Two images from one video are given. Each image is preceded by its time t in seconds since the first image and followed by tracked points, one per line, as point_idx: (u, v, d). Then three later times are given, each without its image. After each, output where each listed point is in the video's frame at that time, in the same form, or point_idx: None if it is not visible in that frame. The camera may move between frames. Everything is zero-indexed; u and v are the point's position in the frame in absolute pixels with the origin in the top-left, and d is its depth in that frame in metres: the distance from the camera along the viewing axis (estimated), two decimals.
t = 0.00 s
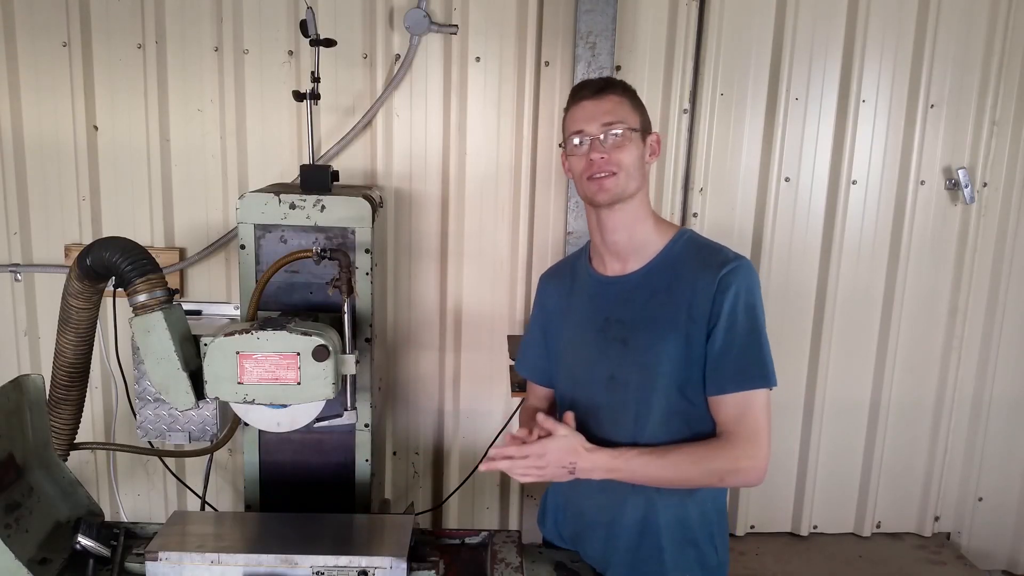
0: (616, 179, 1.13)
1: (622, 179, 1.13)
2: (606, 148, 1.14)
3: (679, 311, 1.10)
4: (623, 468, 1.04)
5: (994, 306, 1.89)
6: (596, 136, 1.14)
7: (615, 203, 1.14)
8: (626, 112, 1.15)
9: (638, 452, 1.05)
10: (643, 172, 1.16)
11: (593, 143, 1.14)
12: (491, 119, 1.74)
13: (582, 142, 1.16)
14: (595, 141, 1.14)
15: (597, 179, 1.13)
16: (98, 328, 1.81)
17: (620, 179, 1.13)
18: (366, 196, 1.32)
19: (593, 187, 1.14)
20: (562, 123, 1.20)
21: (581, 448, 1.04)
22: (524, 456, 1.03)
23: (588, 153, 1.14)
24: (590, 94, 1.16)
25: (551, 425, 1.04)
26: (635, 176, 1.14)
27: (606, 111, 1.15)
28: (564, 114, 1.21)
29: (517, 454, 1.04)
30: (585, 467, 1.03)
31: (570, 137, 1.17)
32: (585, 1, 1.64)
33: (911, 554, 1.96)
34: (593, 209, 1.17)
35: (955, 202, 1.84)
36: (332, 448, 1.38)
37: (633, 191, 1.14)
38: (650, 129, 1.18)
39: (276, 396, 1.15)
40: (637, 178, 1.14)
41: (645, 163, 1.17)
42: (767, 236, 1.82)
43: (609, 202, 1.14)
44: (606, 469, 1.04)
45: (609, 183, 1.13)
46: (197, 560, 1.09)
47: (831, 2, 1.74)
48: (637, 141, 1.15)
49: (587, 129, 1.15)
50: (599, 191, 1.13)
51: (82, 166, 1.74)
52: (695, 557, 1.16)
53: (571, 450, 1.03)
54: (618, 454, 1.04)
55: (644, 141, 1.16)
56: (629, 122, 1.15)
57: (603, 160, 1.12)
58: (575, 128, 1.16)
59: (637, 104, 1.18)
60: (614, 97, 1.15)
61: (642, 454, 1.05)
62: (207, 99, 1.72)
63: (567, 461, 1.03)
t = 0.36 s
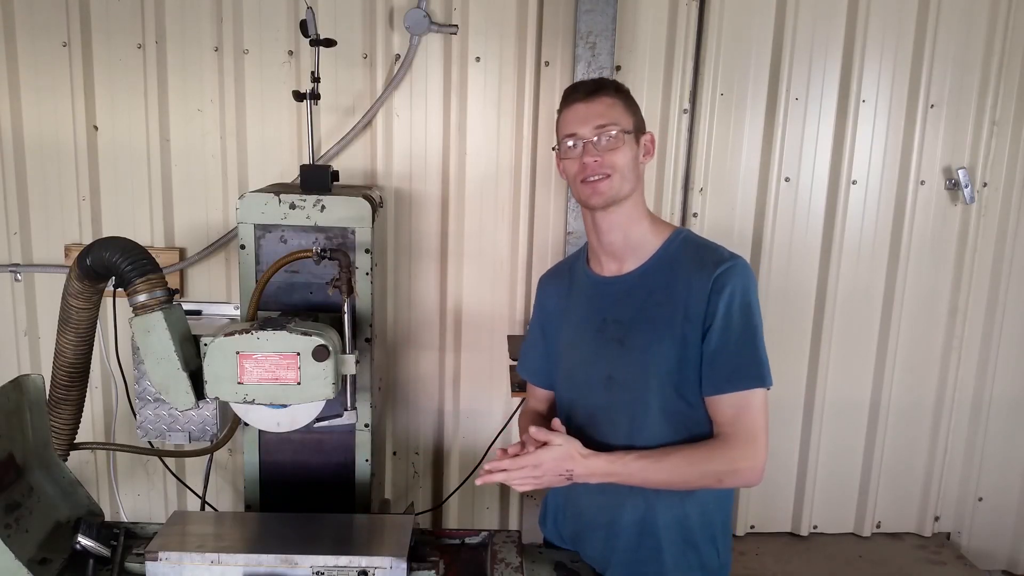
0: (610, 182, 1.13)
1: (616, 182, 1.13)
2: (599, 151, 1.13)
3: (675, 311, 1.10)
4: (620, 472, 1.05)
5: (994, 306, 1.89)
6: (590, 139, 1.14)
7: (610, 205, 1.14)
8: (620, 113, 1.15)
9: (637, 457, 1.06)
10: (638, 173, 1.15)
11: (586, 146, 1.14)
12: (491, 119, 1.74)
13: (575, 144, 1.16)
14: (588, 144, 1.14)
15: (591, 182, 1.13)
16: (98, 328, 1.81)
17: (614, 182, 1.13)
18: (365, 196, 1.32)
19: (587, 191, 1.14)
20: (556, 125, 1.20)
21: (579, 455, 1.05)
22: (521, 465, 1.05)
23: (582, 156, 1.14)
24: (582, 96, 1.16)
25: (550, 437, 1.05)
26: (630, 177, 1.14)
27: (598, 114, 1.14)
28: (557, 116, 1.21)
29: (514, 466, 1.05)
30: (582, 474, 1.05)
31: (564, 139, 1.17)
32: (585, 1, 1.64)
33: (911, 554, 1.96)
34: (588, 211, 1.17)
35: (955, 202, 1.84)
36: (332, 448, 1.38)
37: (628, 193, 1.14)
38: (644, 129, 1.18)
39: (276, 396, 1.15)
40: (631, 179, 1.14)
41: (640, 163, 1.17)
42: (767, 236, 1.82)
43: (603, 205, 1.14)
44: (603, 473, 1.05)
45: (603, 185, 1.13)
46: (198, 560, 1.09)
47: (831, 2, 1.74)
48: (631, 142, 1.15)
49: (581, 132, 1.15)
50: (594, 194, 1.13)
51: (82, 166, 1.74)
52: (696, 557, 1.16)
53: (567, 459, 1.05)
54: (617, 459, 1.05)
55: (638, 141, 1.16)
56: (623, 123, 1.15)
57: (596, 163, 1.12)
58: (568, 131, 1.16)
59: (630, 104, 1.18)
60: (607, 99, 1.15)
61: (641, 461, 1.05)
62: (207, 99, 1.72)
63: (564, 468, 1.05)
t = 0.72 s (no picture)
0: (610, 180, 1.13)
1: (616, 179, 1.13)
2: (600, 148, 1.13)
3: (679, 312, 1.10)
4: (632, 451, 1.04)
5: (994, 306, 1.89)
6: (590, 137, 1.14)
7: (610, 202, 1.14)
8: (622, 112, 1.15)
9: (647, 440, 1.05)
10: (638, 171, 1.16)
11: (586, 144, 1.14)
12: (491, 119, 1.74)
13: (576, 142, 1.16)
14: (589, 141, 1.14)
15: (591, 180, 1.14)
16: (98, 328, 1.81)
17: (615, 180, 1.13)
18: (365, 196, 1.32)
19: (588, 189, 1.15)
20: (557, 124, 1.19)
21: (592, 429, 1.04)
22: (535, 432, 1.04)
23: (583, 154, 1.15)
24: (584, 94, 1.16)
25: (561, 402, 1.05)
26: (630, 176, 1.14)
27: (600, 112, 1.14)
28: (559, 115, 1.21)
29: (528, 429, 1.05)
30: (596, 446, 1.03)
31: (565, 138, 1.17)
32: (585, 1, 1.64)
33: (911, 554, 1.96)
34: (589, 209, 1.17)
35: (955, 201, 1.84)
36: (331, 448, 1.38)
37: (628, 193, 1.15)
38: (645, 127, 1.18)
39: (275, 397, 1.15)
40: (631, 177, 1.15)
41: (640, 162, 1.17)
42: (768, 235, 1.82)
43: (604, 203, 1.14)
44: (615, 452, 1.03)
45: (603, 184, 1.13)
46: (198, 560, 1.09)
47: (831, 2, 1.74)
48: (632, 141, 1.15)
49: (582, 130, 1.15)
50: (594, 191, 1.14)
51: (82, 166, 1.74)
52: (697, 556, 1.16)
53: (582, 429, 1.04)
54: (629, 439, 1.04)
55: (639, 140, 1.17)
56: (624, 122, 1.15)
57: (596, 161, 1.12)
58: (570, 129, 1.16)
59: (632, 103, 1.18)
60: (609, 97, 1.15)
61: (652, 442, 1.04)
62: (207, 99, 1.72)
63: (579, 437, 1.03)
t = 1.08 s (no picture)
0: (611, 182, 1.13)
1: (617, 182, 1.13)
2: (600, 150, 1.13)
3: (680, 313, 1.10)
4: (647, 466, 0.98)
5: (994, 306, 1.89)
6: (591, 139, 1.14)
7: (611, 204, 1.14)
8: (621, 113, 1.15)
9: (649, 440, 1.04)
10: (639, 172, 1.16)
11: (587, 146, 1.14)
12: (491, 119, 1.74)
13: (577, 144, 1.15)
14: (589, 143, 1.14)
15: (592, 182, 1.13)
16: (98, 328, 1.81)
17: (615, 182, 1.13)
18: (365, 196, 1.32)
19: (589, 191, 1.14)
20: (558, 125, 1.19)
21: (602, 446, 0.96)
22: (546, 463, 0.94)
23: (583, 156, 1.14)
24: (585, 96, 1.16)
25: (567, 421, 0.96)
26: (630, 177, 1.14)
27: (600, 114, 1.14)
28: (559, 115, 1.21)
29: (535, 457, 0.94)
30: (610, 462, 0.95)
31: (565, 139, 1.17)
32: (585, 1, 1.64)
33: (911, 554, 1.96)
34: (590, 211, 1.17)
35: (955, 201, 1.84)
36: (331, 448, 1.38)
37: (628, 194, 1.14)
38: (645, 128, 1.18)
39: (275, 396, 1.15)
40: (632, 179, 1.14)
41: (640, 162, 1.17)
42: (767, 236, 1.82)
43: (605, 205, 1.14)
44: (629, 468, 0.96)
45: (604, 186, 1.13)
46: (198, 560, 1.09)
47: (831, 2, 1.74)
48: (632, 142, 1.15)
49: (582, 132, 1.14)
50: (595, 193, 1.13)
51: (82, 166, 1.74)
52: (697, 556, 1.16)
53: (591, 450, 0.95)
54: (640, 451, 0.99)
55: (639, 141, 1.16)
56: (624, 123, 1.14)
57: (597, 163, 1.12)
58: (570, 131, 1.16)
59: (631, 104, 1.18)
60: (608, 99, 1.15)
61: (662, 452, 1.00)
62: (207, 99, 1.72)
63: (591, 456, 0.94)
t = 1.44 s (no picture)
0: (604, 179, 1.12)
1: (610, 179, 1.13)
2: (596, 147, 1.13)
3: (678, 312, 1.10)
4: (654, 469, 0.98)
5: (994, 306, 1.89)
6: (587, 135, 1.13)
7: (602, 201, 1.14)
8: (620, 113, 1.15)
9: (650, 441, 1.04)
10: (633, 171, 1.15)
11: (582, 142, 1.14)
12: (491, 119, 1.74)
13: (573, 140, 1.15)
14: (585, 139, 1.13)
15: (584, 177, 1.13)
16: (98, 328, 1.81)
17: (610, 180, 1.12)
18: (365, 196, 1.32)
19: (578, 186, 1.14)
20: (556, 121, 1.19)
21: (610, 451, 0.96)
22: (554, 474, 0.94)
23: (577, 151, 1.14)
24: (585, 93, 1.16)
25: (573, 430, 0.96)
26: (624, 175, 1.14)
27: (599, 112, 1.14)
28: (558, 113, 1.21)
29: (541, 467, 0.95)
30: (618, 467, 0.95)
31: (563, 135, 1.16)
32: (585, 1, 1.64)
33: (911, 554, 1.96)
34: (581, 206, 1.16)
35: (955, 201, 1.84)
36: (332, 448, 1.38)
37: (619, 191, 1.14)
38: (643, 129, 1.18)
39: (275, 396, 1.15)
40: (625, 177, 1.14)
41: (636, 162, 1.17)
42: (767, 235, 1.82)
43: (595, 201, 1.14)
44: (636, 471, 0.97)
45: (597, 182, 1.12)
46: (198, 560, 1.09)
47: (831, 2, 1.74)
48: (629, 141, 1.15)
49: (579, 129, 1.14)
50: (586, 188, 1.13)
51: (82, 166, 1.74)
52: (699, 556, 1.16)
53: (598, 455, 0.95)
54: (647, 453, 0.99)
55: (636, 141, 1.16)
56: (622, 123, 1.14)
57: (591, 159, 1.12)
58: (568, 127, 1.16)
59: (631, 105, 1.18)
60: (608, 98, 1.15)
61: (667, 453, 1.00)
62: (207, 99, 1.72)
63: (599, 463, 0.94)
